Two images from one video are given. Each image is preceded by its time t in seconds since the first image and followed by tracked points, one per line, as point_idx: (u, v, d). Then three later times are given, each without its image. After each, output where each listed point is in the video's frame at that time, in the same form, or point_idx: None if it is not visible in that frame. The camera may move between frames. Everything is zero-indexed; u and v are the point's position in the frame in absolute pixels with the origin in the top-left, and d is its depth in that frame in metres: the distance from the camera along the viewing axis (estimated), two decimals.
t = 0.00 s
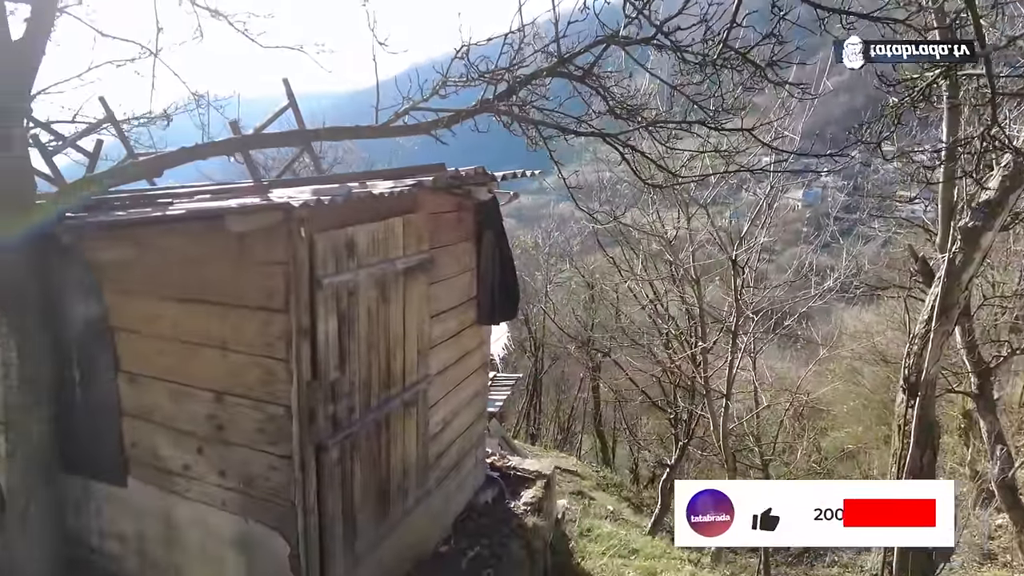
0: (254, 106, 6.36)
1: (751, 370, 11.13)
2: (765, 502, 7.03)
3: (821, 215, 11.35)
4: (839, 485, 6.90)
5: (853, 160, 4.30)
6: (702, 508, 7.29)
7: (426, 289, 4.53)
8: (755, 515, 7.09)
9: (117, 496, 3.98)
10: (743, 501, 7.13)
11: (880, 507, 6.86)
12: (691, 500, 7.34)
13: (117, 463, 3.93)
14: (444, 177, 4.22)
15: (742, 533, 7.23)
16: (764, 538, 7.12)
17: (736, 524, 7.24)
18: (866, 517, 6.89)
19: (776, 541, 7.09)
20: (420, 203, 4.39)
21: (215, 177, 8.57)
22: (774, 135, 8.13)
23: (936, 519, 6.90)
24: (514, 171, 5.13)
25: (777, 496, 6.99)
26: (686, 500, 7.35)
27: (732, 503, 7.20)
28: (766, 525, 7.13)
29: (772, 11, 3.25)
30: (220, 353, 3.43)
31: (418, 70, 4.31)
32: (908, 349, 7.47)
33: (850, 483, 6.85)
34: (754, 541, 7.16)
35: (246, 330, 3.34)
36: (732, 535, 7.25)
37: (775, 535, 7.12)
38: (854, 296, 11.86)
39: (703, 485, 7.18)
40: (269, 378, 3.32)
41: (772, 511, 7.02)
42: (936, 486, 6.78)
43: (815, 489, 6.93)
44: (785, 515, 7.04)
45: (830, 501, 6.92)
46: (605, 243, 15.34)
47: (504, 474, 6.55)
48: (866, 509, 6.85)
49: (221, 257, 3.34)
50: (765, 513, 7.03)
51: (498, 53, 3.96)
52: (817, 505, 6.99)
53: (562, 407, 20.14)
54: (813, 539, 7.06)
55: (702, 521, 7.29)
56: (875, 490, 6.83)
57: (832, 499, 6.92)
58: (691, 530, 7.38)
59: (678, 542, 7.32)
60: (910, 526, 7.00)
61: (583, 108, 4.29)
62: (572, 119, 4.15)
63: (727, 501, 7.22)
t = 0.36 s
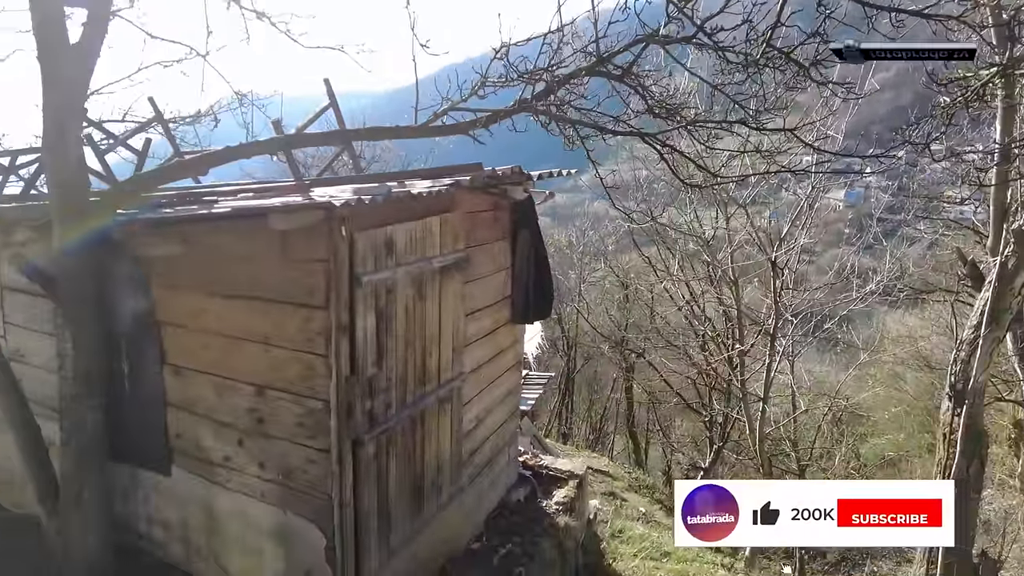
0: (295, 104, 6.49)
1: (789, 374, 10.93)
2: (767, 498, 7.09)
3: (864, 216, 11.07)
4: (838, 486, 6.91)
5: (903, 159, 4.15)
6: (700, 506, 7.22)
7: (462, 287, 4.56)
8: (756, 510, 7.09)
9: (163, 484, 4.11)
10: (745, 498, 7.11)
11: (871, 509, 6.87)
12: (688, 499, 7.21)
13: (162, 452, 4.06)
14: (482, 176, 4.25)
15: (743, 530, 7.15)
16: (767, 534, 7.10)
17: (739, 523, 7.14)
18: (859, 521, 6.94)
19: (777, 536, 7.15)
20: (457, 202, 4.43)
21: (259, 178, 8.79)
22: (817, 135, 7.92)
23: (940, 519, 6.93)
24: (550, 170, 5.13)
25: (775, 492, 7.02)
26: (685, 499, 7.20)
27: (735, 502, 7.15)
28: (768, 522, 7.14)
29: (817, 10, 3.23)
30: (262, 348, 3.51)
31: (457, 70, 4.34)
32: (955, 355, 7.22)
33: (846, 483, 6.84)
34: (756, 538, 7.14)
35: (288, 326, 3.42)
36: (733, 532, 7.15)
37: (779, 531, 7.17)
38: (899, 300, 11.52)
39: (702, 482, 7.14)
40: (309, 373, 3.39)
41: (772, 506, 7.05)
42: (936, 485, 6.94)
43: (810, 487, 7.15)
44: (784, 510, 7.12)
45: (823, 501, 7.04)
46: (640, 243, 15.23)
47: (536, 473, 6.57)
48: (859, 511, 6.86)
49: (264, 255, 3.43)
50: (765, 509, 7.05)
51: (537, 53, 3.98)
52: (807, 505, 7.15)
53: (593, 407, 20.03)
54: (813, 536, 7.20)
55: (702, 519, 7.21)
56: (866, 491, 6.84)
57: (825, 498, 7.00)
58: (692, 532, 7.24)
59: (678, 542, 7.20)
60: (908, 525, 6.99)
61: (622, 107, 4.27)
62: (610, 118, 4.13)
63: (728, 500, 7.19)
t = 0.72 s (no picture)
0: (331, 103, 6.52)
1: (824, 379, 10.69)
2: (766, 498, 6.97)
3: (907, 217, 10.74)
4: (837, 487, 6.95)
5: (950, 159, 4.00)
6: (699, 508, 6.89)
7: (494, 287, 4.56)
8: (755, 511, 6.95)
9: (200, 477, 4.20)
10: (743, 495, 6.95)
11: (871, 505, 6.92)
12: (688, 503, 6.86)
13: (200, 446, 4.16)
14: (516, 176, 4.24)
15: (742, 530, 7.00)
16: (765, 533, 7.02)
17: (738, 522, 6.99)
18: (860, 518, 6.98)
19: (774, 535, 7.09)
20: (491, 201, 4.43)
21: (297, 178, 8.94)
22: (858, 134, 7.70)
23: (941, 518, 6.81)
24: (583, 170, 5.11)
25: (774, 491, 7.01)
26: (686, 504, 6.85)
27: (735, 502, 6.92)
28: (766, 522, 7.05)
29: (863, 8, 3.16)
30: (299, 345, 3.57)
31: (493, 70, 4.34)
32: (1001, 362, 6.96)
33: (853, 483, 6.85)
34: (754, 537, 7.03)
35: (324, 324, 3.46)
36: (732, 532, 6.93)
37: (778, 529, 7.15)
38: (942, 304, 11.14)
39: (703, 484, 6.80)
40: (344, 370, 3.44)
41: (771, 505, 6.96)
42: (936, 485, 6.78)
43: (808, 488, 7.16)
44: (782, 510, 7.10)
45: (822, 502, 7.08)
46: (674, 243, 15.04)
47: (566, 474, 6.54)
48: (860, 508, 6.91)
49: (302, 253, 3.48)
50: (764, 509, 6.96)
51: (574, 53, 3.95)
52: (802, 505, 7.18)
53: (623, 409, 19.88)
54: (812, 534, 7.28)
55: (700, 521, 6.90)
56: (869, 491, 6.88)
57: (824, 498, 7.04)
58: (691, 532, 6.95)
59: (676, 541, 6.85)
60: (908, 522, 6.87)
61: (658, 105, 4.21)
62: (646, 117, 4.09)
63: (729, 501, 6.90)
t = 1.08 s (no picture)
0: (365, 104, 6.61)
1: (860, 384, 10.48)
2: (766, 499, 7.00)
3: (948, 218, 10.44)
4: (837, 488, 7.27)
5: (995, 160, 3.88)
6: (699, 509, 6.79)
7: (525, 287, 4.58)
8: (756, 511, 6.98)
9: (235, 470, 4.30)
10: (743, 495, 6.92)
11: (871, 505, 7.29)
12: (688, 503, 6.77)
13: (235, 441, 4.25)
14: (547, 177, 4.25)
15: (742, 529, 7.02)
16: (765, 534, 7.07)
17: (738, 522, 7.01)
18: (859, 517, 7.35)
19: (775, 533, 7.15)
20: (523, 201, 4.45)
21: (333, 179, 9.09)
22: (897, 134, 7.52)
23: (939, 518, 7.37)
24: (614, 171, 5.09)
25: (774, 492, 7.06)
26: (687, 505, 6.76)
27: (737, 503, 6.90)
28: (766, 520, 7.10)
29: (905, 6, 3.08)
30: (334, 344, 3.63)
31: (526, 72, 4.37)
32: None
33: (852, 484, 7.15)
34: (753, 536, 7.06)
35: (358, 323, 3.52)
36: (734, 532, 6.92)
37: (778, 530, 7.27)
38: (985, 308, 10.81)
39: (704, 483, 6.74)
40: (377, 369, 3.49)
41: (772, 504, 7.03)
42: (935, 487, 7.34)
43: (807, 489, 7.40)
44: (783, 510, 7.23)
45: (822, 502, 7.37)
46: (706, 244, 14.88)
47: (595, 475, 6.54)
48: (859, 507, 7.24)
49: (337, 253, 3.54)
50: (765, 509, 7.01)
51: (607, 54, 3.95)
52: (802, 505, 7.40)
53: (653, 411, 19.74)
54: (812, 534, 7.46)
55: (700, 521, 6.82)
56: (870, 491, 7.22)
57: (825, 498, 7.35)
58: (690, 533, 6.86)
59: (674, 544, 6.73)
60: (908, 521, 7.39)
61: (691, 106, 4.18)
62: (679, 118, 4.06)
63: (729, 501, 6.88)
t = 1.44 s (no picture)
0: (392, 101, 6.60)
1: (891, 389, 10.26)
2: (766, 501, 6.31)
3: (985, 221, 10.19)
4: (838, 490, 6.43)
5: None
6: (699, 509, 5.96)
7: (552, 288, 4.58)
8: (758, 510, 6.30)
9: (266, 466, 4.38)
10: (745, 493, 6.22)
11: (871, 504, 6.52)
12: (689, 504, 5.98)
13: (268, 437, 4.34)
14: (576, 178, 4.26)
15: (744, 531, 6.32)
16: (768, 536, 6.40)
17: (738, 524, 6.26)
18: (859, 517, 6.56)
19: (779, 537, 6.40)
20: (551, 203, 4.46)
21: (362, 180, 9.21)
22: (933, 135, 7.36)
23: (940, 518, 6.67)
24: (643, 172, 5.07)
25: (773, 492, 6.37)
26: (689, 505, 5.98)
27: (738, 503, 6.20)
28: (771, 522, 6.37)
29: (947, 7, 3.00)
30: (364, 343, 3.69)
31: (557, 75, 4.38)
32: None
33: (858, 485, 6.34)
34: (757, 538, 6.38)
35: (389, 323, 3.57)
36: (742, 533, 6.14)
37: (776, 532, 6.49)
38: None
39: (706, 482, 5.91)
40: (407, 369, 3.53)
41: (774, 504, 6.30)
42: (936, 485, 6.61)
43: (808, 488, 6.46)
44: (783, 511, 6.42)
45: (822, 502, 6.47)
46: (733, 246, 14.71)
47: (620, 477, 6.54)
48: (860, 508, 6.45)
49: (369, 253, 3.60)
50: (766, 514, 6.32)
51: (639, 56, 3.95)
52: (801, 504, 6.51)
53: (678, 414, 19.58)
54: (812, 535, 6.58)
55: (700, 521, 6.04)
56: (871, 491, 6.49)
57: (824, 498, 6.46)
58: (692, 533, 6.07)
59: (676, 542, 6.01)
60: (908, 521, 6.65)
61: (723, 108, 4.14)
62: (711, 121, 4.03)
63: (730, 500, 6.18)
